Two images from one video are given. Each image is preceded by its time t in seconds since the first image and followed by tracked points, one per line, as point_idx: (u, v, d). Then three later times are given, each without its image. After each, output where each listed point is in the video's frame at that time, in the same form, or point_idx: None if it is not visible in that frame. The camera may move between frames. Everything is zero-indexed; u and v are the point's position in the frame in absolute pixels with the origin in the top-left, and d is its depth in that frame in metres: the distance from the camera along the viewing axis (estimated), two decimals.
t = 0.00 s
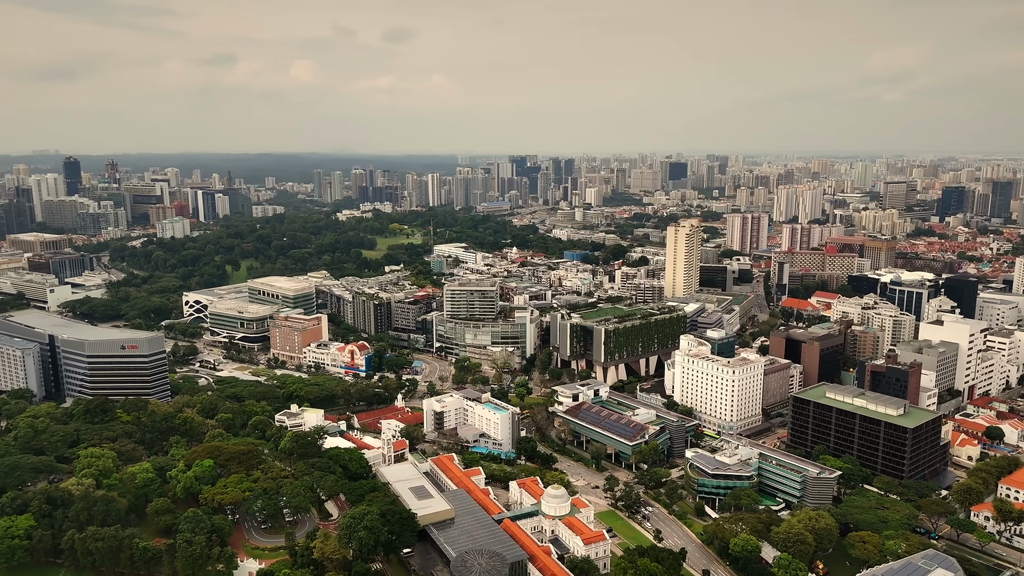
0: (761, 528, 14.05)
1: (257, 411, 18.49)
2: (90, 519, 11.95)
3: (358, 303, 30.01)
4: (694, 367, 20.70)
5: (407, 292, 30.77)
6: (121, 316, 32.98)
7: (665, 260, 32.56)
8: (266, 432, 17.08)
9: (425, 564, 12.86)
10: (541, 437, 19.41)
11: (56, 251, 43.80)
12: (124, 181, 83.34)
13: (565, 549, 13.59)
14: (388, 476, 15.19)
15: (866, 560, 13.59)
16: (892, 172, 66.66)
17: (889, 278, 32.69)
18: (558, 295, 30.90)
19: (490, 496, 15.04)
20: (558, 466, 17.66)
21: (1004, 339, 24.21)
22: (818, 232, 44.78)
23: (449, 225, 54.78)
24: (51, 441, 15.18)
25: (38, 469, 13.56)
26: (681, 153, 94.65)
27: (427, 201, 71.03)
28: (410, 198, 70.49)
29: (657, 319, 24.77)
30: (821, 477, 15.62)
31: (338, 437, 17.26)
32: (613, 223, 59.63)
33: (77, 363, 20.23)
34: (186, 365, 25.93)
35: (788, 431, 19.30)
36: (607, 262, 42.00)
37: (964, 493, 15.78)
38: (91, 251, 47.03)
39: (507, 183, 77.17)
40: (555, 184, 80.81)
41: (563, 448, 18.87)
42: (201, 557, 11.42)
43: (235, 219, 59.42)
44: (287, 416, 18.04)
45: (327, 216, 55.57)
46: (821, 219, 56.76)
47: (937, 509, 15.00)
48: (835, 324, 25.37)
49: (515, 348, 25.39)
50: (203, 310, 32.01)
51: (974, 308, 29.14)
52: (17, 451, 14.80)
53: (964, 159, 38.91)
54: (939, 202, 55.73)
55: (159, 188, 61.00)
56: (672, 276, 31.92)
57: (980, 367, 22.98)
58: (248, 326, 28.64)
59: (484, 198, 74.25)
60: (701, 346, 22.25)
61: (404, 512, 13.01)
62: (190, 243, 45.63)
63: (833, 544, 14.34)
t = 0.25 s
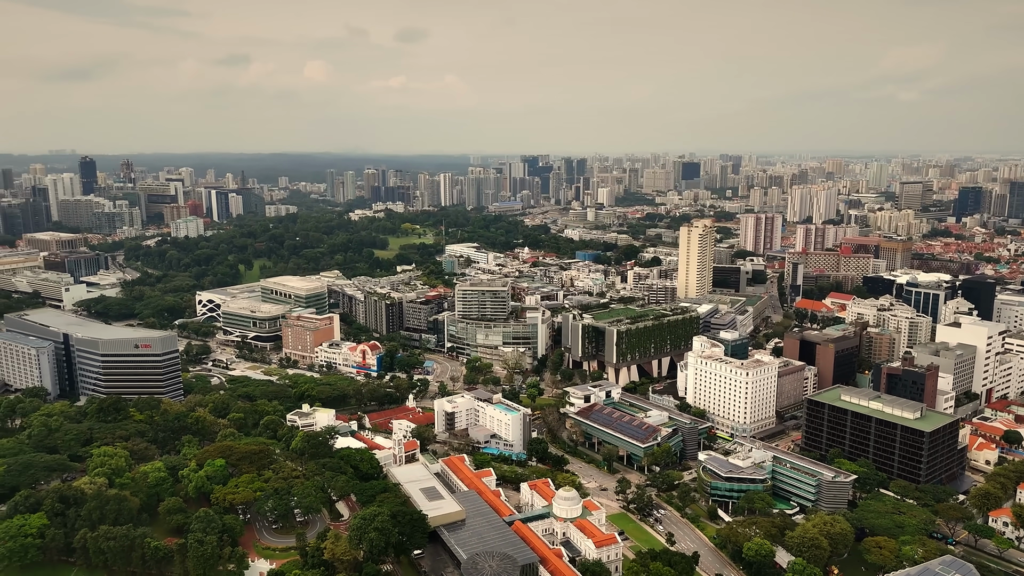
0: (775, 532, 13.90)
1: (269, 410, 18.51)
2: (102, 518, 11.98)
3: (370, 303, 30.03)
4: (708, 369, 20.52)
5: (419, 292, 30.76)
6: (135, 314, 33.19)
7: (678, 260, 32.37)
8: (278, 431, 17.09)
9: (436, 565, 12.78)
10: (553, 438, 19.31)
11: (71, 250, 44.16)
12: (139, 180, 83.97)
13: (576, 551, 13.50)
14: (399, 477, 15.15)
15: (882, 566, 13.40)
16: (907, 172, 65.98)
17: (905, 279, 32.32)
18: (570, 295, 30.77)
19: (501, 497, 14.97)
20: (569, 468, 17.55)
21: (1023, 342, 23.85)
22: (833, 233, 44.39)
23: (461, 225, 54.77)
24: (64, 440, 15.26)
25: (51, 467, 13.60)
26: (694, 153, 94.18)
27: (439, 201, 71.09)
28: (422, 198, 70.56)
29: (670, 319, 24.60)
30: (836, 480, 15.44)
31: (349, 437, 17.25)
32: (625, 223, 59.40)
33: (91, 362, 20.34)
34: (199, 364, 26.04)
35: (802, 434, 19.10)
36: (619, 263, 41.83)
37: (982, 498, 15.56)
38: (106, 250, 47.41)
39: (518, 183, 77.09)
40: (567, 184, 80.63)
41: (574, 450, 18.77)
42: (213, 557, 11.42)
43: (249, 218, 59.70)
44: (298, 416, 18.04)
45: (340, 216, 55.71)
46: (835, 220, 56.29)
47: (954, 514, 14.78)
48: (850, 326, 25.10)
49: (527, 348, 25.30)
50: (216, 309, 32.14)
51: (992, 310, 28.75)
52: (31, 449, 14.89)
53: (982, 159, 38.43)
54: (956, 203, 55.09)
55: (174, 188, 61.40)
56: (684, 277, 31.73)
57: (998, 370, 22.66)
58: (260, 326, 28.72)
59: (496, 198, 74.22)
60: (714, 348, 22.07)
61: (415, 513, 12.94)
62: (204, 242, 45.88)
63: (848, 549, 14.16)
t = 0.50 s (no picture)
0: (789, 537, 13.74)
1: (281, 410, 18.53)
2: (114, 517, 12.00)
3: (381, 303, 30.04)
4: (721, 370, 20.35)
5: (430, 292, 30.74)
6: (149, 313, 33.39)
7: (691, 261, 32.16)
8: (289, 431, 17.09)
9: (446, 567, 12.70)
10: (564, 440, 19.19)
11: (87, 249, 44.51)
12: (154, 179, 84.61)
13: (588, 554, 13.39)
14: (411, 477, 15.11)
15: (898, 572, 13.21)
16: (924, 172, 65.28)
17: (922, 280, 31.94)
18: (582, 296, 30.63)
19: (513, 499, 14.88)
20: (581, 470, 17.45)
21: None
22: (848, 233, 43.98)
23: (473, 225, 54.73)
24: (78, 438, 15.32)
25: (64, 466, 13.65)
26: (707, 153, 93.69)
27: (451, 201, 71.11)
28: (434, 198, 70.60)
29: (683, 320, 24.43)
30: (851, 485, 15.25)
31: (360, 437, 17.23)
32: (638, 223, 59.16)
33: (105, 360, 20.45)
34: (212, 363, 26.13)
35: (817, 437, 18.89)
36: (632, 263, 41.65)
37: (1001, 503, 15.31)
38: (121, 249, 47.78)
39: (531, 183, 76.98)
40: (580, 183, 80.41)
41: (586, 451, 18.65)
42: (224, 557, 11.41)
43: (262, 218, 59.98)
44: (310, 416, 18.04)
45: (352, 216, 55.83)
46: (850, 220, 55.79)
47: (972, 520, 14.55)
48: (866, 327, 24.83)
49: (538, 349, 25.20)
50: (229, 308, 32.26)
51: (1010, 312, 28.35)
52: (45, 448, 14.97)
53: (1000, 159, 37.91)
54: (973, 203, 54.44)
55: (188, 187, 61.78)
56: (698, 278, 31.52)
57: (1016, 373, 22.33)
58: (273, 325, 28.81)
59: (508, 198, 74.17)
60: (728, 349, 21.88)
61: (426, 514, 12.88)
62: (217, 241, 46.11)
63: (864, 554, 13.96)
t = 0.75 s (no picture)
0: (804, 541, 13.56)
1: (292, 409, 18.54)
2: (126, 516, 12.03)
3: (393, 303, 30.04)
4: (734, 372, 20.18)
5: (442, 292, 30.70)
6: (163, 312, 33.58)
7: (704, 261, 31.94)
8: (301, 431, 17.09)
9: (457, 569, 12.64)
10: (575, 441, 19.07)
11: (102, 248, 44.87)
12: (169, 179, 85.21)
13: (599, 557, 13.28)
14: (421, 478, 15.05)
15: None
16: (940, 172, 64.57)
17: (939, 282, 31.58)
18: (594, 297, 30.50)
19: (524, 501, 14.80)
20: (593, 472, 17.32)
21: None
22: (863, 234, 43.55)
23: (485, 225, 54.68)
24: (91, 437, 15.38)
25: (77, 465, 13.69)
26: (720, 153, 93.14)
27: (463, 201, 71.11)
28: (446, 198, 70.64)
29: (696, 321, 24.24)
30: (867, 489, 15.06)
31: (372, 437, 17.21)
32: (651, 223, 58.91)
33: (119, 359, 20.56)
34: (225, 362, 26.23)
35: (832, 440, 18.67)
36: (644, 263, 41.44)
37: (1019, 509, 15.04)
38: (135, 249, 48.13)
39: (543, 183, 76.88)
40: (592, 183, 80.19)
41: (598, 453, 18.51)
42: (235, 557, 11.42)
43: (275, 217, 60.22)
44: (321, 415, 18.02)
45: (365, 215, 55.97)
46: (865, 220, 55.28)
47: (990, 526, 14.31)
48: (882, 329, 24.57)
49: (550, 350, 25.09)
50: (242, 308, 32.39)
51: None
52: (59, 446, 15.05)
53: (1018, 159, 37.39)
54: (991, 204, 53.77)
55: (202, 187, 62.16)
56: (711, 278, 31.31)
57: None
58: (285, 325, 28.88)
59: (520, 198, 74.10)
60: (741, 351, 21.69)
61: (437, 515, 12.84)
62: (231, 241, 46.34)
63: (879, 559, 13.76)
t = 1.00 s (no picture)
0: (819, 547, 13.40)
1: (304, 409, 18.54)
2: (138, 516, 12.06)
3: (405, 303, 30.04)
4: (748, 374, 19.99)
5: (453, 292, 30.66)
6: (176, 311, 33.78)
7: (718, 262, 31.72)
8: (312, 431, 17.09)
9: (468, 571, 12.58)
10: (587, 443, 18.95)
11: (117, 247, 45.18)
12: (184, 178, 85.79)
13: (611, 561, 13.17)
14: (432, 479, 15.00)
15: None
16: (957, 172, 63.81)
17: (956, 283, 31.19)
18: (606, 297, 30.37)
19: (535, 503, 14.71)
20: (604, 474, 17.20)
21: None
22: (879, 234, 43.10)
23: (497, 225, 54.62)
24: (104, 436, 15.44)
25: (90, 464, 13.74)
26: (734, 153, 92.59)
27: (475, 201, 71.10)
28: (458, 198, 70.65)
29: (709, 323, 24.06)
30: (883, 493, 14.86)
31: (382, 438, 17.18)
32: (663, 223, 58.64)
33: (132, 358, 20.66)
34: (237, 361, 26.32)
35: (847, 443, 18.45)
36: (657, 264, 41.22)
37: None
38: (150, 248, 48.46)
39: (555, 182, 76.74)
40: (604, 183, 79.95)
41: (609, 455, 18.40)
42: (246, 557, 11.42)
43: (288, 217, 60.42)
44: (333, 415, 18.01)
45: (377, 215, 56.07)
46: (880, 221, 54.75)
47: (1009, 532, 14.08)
48: (898, 331, 24.28)
49: (562, 351, 24.99)
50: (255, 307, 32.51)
51: None
52: (72, 445, 15.11)
53: None
54: (1009, 204, 53.06)
55: (216, 186, 62.50)
56: (724, 279, 31.09)
57: None
58: (297, 324, 28.94)
59: (532, 198, 73.99)
60: (755, 352, 21.49)
61: (448, 517, 12.78)
62: (244, 240, 46.54)
63: (896, 565, 13.57)
